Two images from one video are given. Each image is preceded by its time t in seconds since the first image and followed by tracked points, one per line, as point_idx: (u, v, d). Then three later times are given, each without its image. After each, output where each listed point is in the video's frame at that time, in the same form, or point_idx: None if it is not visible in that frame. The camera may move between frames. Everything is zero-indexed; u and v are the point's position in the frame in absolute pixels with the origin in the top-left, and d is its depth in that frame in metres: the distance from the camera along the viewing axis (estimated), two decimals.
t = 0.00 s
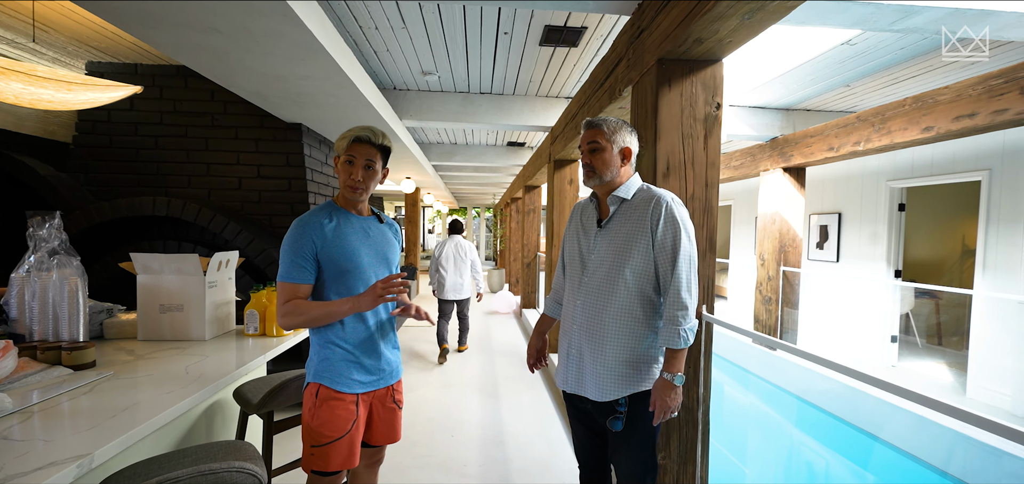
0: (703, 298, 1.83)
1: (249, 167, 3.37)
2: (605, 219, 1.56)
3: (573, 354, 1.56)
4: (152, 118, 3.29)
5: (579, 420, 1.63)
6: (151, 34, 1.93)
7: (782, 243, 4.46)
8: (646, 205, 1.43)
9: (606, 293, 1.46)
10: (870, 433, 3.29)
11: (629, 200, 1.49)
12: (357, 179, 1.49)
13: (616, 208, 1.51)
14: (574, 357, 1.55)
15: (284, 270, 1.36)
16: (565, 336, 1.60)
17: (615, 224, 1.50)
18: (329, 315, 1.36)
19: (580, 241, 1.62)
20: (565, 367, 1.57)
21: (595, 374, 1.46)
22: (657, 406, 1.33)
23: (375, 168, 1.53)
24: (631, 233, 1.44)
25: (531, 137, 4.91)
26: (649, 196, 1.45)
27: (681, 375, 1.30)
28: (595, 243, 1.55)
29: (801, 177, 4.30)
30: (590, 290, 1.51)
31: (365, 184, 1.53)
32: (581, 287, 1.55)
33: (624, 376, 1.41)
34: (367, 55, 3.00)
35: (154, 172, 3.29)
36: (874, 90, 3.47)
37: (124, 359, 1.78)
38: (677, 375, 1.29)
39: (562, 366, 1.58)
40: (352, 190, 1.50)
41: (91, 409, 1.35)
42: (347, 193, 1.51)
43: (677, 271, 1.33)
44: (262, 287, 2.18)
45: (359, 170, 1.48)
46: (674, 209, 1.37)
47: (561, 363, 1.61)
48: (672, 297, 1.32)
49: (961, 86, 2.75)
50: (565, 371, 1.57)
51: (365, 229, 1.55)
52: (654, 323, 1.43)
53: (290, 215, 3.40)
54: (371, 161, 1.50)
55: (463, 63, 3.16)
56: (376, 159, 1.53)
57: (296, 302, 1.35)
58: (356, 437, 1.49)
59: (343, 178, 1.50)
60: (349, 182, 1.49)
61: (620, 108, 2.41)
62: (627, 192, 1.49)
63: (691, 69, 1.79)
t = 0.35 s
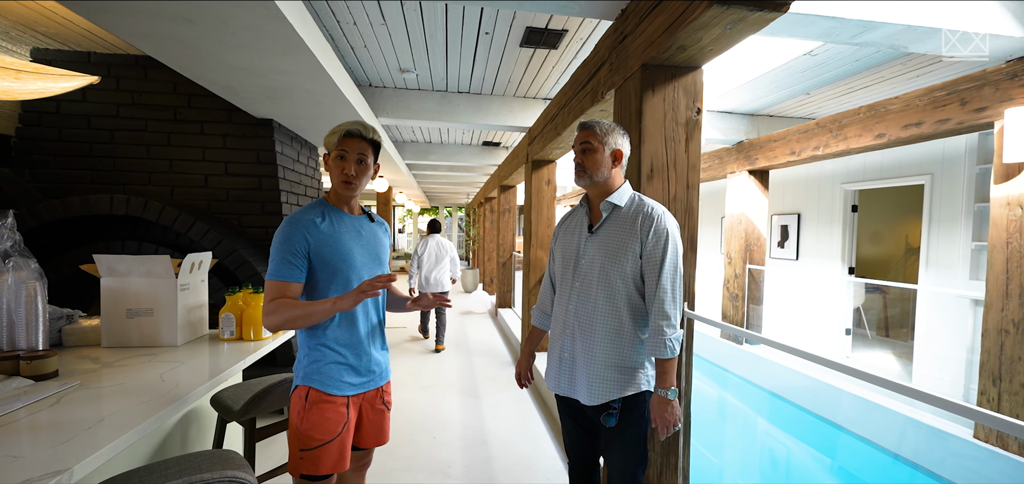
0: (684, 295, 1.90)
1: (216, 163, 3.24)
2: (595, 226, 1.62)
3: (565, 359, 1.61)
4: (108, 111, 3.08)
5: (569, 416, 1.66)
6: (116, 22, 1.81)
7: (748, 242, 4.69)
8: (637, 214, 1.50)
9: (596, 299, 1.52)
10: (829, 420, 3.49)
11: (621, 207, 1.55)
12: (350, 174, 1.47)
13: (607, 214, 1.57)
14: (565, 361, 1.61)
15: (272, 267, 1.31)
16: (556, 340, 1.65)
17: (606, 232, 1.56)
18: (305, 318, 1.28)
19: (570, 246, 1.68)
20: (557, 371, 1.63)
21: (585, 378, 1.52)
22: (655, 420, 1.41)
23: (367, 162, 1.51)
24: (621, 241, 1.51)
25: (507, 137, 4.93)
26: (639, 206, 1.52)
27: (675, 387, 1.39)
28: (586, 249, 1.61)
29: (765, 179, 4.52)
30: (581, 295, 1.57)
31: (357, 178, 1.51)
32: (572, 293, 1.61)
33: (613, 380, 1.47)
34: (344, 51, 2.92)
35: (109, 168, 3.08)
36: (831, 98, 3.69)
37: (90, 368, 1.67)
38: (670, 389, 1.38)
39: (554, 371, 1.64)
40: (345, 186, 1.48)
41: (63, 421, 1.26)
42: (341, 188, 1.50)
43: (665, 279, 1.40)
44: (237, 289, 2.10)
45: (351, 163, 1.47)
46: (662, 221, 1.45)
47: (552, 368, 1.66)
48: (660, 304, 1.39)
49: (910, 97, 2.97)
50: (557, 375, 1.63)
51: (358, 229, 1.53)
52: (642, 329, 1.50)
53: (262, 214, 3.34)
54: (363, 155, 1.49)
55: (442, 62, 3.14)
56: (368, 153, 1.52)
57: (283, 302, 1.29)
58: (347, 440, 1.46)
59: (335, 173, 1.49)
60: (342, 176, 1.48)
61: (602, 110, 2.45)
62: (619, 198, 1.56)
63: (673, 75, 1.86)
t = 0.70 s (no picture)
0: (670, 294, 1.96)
1: (188, 161, 3.12)
2: (588, 227, 1.66)
3: (561, 358, 1.65)
4: (67, 104, 2.90)
5: (563, 413, 1.69)
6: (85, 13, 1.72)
7: (722, 242, 4.87)
8: (629, 215, 1.55)
9: (591, 298, 1.56)
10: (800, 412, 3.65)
11: (613, 208, 1.60)
12: (343, 177, 1.45)
13: (600, 216, 1.61)
14: (562, 360, 1.65)
15: (259, 272, 1.29)
16: (552, 340, 1.69)
17: (599, 233, 1.60)
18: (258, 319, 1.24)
19: (564, 247, 1.72)
20: (554, 370, 1.66)
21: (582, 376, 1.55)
22: (645, 415, 1.45)
23: (360, 164, 1.49)
24: (614, 242, 1.55)
25: (487, 137, 4.93)
26: (631, 208, 1.57)
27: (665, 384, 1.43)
28: (580, 249, 1.65)
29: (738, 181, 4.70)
30: (576, 295, 1.61)
31: (350, 180, 1.49)
32: (566, 292, 1.65)
33: (609, 377, 1.51)
34: (325, 48, 2.86)
35: (70, 165, 2.91)
36: (800, 104, 3.86)
37: (62, 376, 1.58)
38: (660, 385, 1.42)
39: (551, 370, 1.67)
40: (337, 188, 1.46)
41: (40, 434, 1.19)
42: (332, 191, 1.47)
43: (658, 278, 1.45)
44: (218, 291, 2.03)
45: (345, 167, 1.45)
46: (655, 223, 1.50)
47: (548, 367, 1.69)
48: (654, 302, 1.44)
49: (872, 104, 3.14)
50: (555, 374, 1.66)
51: (349, 231, 1.50)
52: (636, 328, 1.55)
53: (237, 214, 3.24)
54: (355, 157, 1.48)
55: (425, 61, 3.12)
56: (360, 155, 1.50)
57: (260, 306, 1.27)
58: (340, 446, 1.43)
59: (327, 175, 1.46)
60: (334, 179, 1.45)
61: (587, 113, 2.49)
62: (611, 200, 1.60)
63: (660, 80, 1.91)
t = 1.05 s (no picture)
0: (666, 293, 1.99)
1: (173, 159, 3.04)
2: (588, 227, 1.68)
3: (562, 357, 1.66)
4: (46, 100, 2.80)
5: (562, 412, 1.70)
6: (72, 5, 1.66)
7: (710, 241, 5.03)
8: (629, 215, 1.57)
9: (592, 297, 1.58)
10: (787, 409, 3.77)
11: (614, 208, 1.61)
12: (347, 176, 1.44)
13: (600, 216, 1.63)
14: (563, 359, 1.66)
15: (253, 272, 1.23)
16: (553, 339, 1.70)
17: (599, 232, 1.62)
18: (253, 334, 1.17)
19: (564, 246, 1.73)
20: (555, 370, 1.68)
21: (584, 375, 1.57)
22: (646, 412, 1.47)
23: (361, 163, 1.49)
24: (615, 241, 1.57)
25: (478, 137, 4.92)
26: (631, 208, 1.58)
27: (665, 381, 1.46)
28: (580, 249, 1.66)
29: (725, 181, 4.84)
30: (576, 295, 1.63)
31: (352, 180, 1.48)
32: (567, 292, 1.66)
33: (611, 375, 1.53)
34: (316, 45, 2.82)
35: (49, 163, 2.81)
36: (785, 106, 3.95)
37: (49, 381, 1.52)
38: (661, 383, 1.44)
39: (552, 369, 1.68)
40: (340, 188, 1.44)
41: (31, 441, 1.14)
42: (334, 191, 1.45)
43: (658, 277, 1.47)
44: (211, 293, 1.99)
45: (348, 166, 1.43)
46: (655, 223, 1.52)
47: (549, 367, 1.70)
48: (654, 301, 1.45)
49: (856, 108, 3.23)
50: (556, 374, 1.67)
51: (346, 231, 1.48)
52: (636, 326, 1.56)
53: (225, 214, 3.17)
54: (358, 156, 1.46)
55: (418, 59, 3.10)
56: (361, 154, 1.49)
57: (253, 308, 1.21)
58: (340, 449, 1.41)
59: (327, 174, 1.44)
60: (337, 179, 1.43)
61: (582, 113, 2.50)
62: (611, 200, 1.62)
63: (657, 81, 1.93)
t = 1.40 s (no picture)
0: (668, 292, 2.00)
1: (169, 159, 3.01)
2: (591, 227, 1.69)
3: (568, 357, 1.67)
4: (39, 99, 2.75)
5: (567, 412, 1.71)
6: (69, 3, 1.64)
7: (708, 241, 5.07)
8: (633, 215, 1.58)
9: (597, 297, 1.58)
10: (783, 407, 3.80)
11: (617, 208, 1.62)
12: (367, 175, 1.47)
13: (604, 216, 1.64)
14: (569, 360, 1.66)
15: (269, 280, 1.21)
16: (558, 340, 1.70)
17: (603, 232, 1.63)
18: (308, 332, 1.24)
19: (567, 247, 1.73)
20: (561, 371, 1.68)
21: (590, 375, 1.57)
22: (652, 411, 1.47)
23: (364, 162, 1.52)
24: (619, 240, 1.57)
25: (475, 137, 4.92)
26: (635, 207, 1.59)
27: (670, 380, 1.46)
28: (584, 249, 1.67)
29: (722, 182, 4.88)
30: (581, 295, 1.63)
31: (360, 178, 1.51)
32: (571, 293, 1.67)
33: (617, 375, 1.53)
34: (315, 44, 2.80)
35: (41, 163, 2.76)
36: (781, 107, 3.98)
37: (49, 385, 1.50)
38: (667, 381, 1.44)
39: (558, 371, 1.69)
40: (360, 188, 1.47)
41: (34, 448, 1.12)
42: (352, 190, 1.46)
43: (663, 275, 1.48)
44: (211, 294, 1.97)
45: (370, 165, 1.47)
46: (659, 222, 1.53)
47: (555, 368, 1.70)
48: (659, 299, 1.46)
49: (852, 109, 3.26)
50: (562, 375, 1.67)
51: (350, 230, 1.47)
52: (642, 325, 1.57)
53: (221, 214, 3.14)
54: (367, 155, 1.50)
55: (417, 59, 3.08)
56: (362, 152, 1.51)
57: (282, 317, 1.21)
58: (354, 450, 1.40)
59: (350, 174, 1.43)
60: (362, 179, 1.46)
61: (583, 114, 2.51)
62: (615, 200, 1.63)
63: (659, 83, 1.94)
